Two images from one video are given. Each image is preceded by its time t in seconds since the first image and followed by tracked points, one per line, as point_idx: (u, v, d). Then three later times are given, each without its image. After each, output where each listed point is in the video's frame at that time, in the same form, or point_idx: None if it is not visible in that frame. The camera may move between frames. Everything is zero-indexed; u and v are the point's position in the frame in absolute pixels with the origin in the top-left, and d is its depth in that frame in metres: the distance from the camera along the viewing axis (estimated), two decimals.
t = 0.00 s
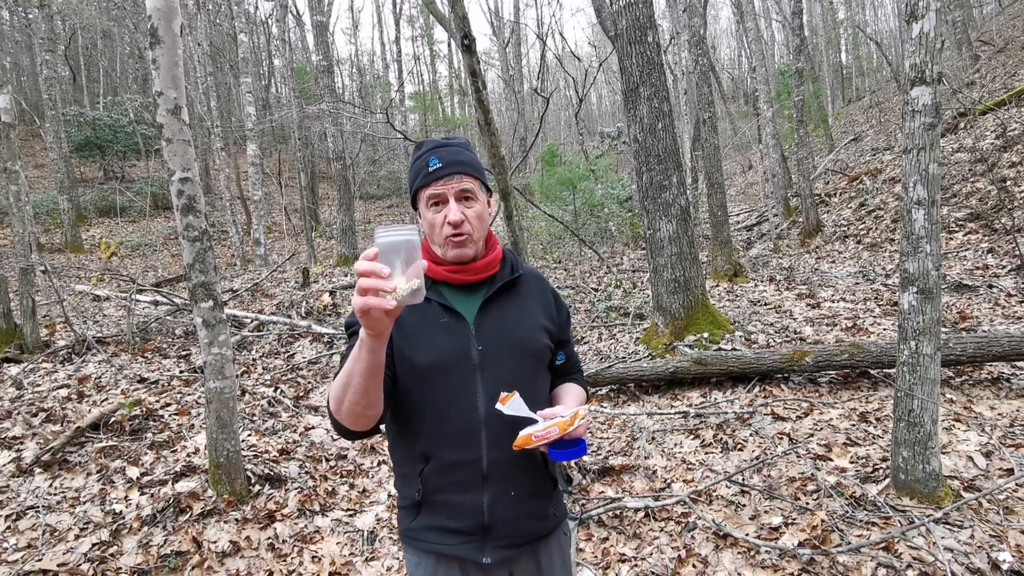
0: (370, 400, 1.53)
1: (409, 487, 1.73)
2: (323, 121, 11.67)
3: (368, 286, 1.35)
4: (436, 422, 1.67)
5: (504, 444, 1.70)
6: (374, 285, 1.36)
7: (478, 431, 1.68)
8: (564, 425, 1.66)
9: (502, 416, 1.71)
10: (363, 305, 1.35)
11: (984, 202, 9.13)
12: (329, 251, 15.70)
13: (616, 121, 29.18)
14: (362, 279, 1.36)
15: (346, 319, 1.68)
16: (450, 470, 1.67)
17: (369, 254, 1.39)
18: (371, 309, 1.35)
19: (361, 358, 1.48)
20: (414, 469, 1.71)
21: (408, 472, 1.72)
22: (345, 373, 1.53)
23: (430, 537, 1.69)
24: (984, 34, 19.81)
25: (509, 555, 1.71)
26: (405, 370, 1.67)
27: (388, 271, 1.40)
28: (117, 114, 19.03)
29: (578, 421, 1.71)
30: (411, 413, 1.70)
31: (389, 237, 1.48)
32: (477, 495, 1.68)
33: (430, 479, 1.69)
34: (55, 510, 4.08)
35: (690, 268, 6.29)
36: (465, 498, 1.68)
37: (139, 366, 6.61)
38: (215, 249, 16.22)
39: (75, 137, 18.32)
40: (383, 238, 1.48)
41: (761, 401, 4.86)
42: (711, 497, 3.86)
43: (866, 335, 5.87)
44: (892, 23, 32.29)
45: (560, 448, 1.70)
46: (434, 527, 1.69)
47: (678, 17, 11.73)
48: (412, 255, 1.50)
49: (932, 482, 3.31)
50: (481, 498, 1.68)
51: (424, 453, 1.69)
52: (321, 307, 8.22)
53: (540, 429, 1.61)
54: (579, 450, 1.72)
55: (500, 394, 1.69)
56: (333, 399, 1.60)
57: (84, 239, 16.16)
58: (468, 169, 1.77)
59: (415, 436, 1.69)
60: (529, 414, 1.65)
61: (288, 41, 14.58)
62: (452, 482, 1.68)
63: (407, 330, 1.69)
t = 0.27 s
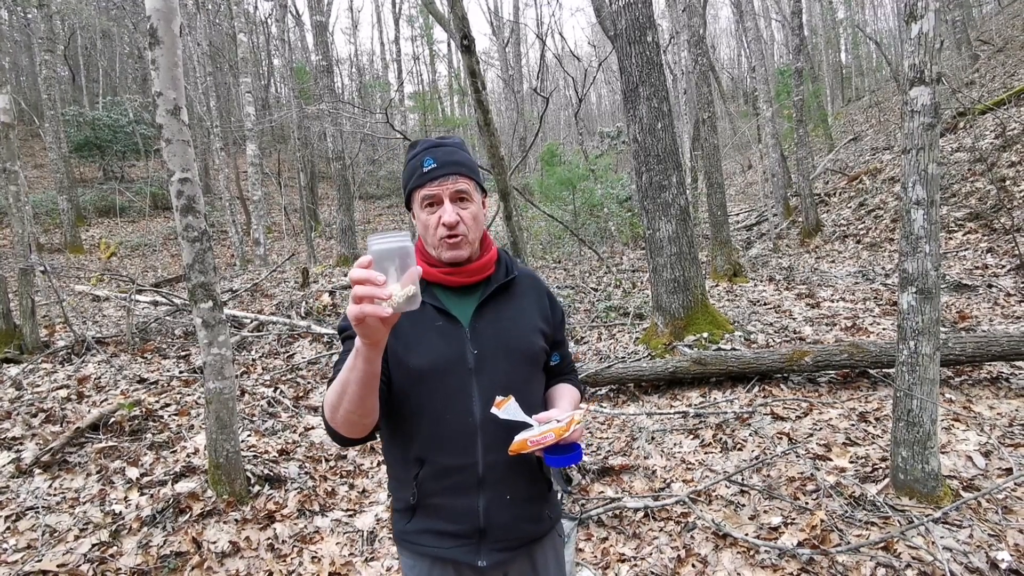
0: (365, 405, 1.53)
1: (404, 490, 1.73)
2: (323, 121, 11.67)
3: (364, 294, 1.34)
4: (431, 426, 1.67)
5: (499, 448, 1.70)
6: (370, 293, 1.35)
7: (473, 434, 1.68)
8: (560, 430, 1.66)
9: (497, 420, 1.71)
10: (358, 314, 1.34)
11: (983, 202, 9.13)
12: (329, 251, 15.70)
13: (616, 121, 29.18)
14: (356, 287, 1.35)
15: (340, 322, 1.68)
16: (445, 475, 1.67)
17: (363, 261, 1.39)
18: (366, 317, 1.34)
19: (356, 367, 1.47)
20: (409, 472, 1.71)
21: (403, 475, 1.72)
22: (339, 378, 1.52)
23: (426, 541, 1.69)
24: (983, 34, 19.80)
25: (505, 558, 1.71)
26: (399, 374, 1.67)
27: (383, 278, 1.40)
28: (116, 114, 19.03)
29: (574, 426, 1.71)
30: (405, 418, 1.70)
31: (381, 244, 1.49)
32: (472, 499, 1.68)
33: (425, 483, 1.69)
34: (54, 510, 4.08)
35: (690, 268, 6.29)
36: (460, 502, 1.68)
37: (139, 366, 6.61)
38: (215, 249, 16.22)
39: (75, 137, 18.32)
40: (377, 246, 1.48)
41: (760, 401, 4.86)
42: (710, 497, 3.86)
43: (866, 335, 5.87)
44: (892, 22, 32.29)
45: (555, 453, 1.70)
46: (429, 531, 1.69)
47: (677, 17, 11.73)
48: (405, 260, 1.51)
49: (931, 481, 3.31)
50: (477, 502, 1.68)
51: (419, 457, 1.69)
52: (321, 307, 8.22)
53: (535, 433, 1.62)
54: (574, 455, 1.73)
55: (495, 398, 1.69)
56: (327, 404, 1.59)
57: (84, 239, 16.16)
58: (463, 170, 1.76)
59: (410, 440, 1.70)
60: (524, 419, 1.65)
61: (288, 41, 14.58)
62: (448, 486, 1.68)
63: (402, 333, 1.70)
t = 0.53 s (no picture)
0: (358, 403, 1.53)
1: (399, 489, 1.73)
2: (322, 120, 11.66)
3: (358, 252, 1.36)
4: (427, 427, 1.67)
5: (494, 449, 1.70)
6: (364, 253, 1.36)
7: (469, 435, 1.68)
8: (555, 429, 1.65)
9: (493, 421, 1.71)
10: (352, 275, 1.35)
11: (983, 201, 9.13)
12: (328, 251, 15.69)
13: (616, 120, 29.18)
14: (352, 249, 1.36)
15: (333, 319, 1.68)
16: (440, 475, 1.67)
17: (361, 224, 1.40)
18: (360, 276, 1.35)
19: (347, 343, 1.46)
20: (404, 472, 1.70)
21: (398, 475, 1.72)
22: (331, 369, 1.52)
23: (420, 540, 1.69)
24: (983, 33, 19.79)
25: (500, 558, 1.72)
26: (394, 372, 1.67)
27: (379, 240, 1.40)
28: (115, 114, 19.01)
29: (569, 427, 1.70)
30: (401, 418, 1.69)
31: (378, 208, 1.47)
32: (467, 500, 1.68)
33: (420, 483, 1.69)
34: (54, 510, 4.07)
35: (689, 268, 6.29)
36: (455, 502, 1.68)
37: (138, 366, 6.60)
38: (214, 249, 16.22)
39: (74, 137, 18.30)
40: (372, 208, 1.47)
41: (760, 401, 4.86)
42: (709, 497, 3.86)
43: (865, 335, 5.87)
44: (892, 22, 32.29)
45: (550, 456, 1.69)
46: (423, 530, 1.69)
47: (677, 16, 11.72)
48: (401, 224, 1.51)
49: (931, 481, 3.31)
50: (471, 502, 1.68)
51: (414, 457, 1.69)
52: (320, 307, 8.21)
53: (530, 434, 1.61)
54: (569, 458, 1.70)
55: (490, 398, 1.69)
56: (319, 400, 1.59)
57: (83, 239, 16.14)
58: (456, 170, 1.75)
59: (405, 440, 1.69)
60: (519, 421, 1.64)
61: (287, 41, 14.56)
62: (443, 486, 1.68)
63: (397, 333, 1.69)
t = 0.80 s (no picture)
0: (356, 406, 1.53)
1: (396, 490, 1.73)
2: (322, 120, 11.65)
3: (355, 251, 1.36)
4: (425, 429, 1.67)
5: (492, 451, 1.71)
6: (361, 253, 1.37)
7: (466, 437, 1.68)
8: (553, 433, 1.65)
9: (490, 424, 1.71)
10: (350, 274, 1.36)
11: (982, 202, 9.14)
12: (328, 250, 15.68)
13: (616, 121, 29.19)
14: (350, 248, 1.36)
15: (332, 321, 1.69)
16: (438, 476, 1.68)
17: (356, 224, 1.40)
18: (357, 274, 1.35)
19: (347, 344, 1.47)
20: (401, 473, 1.71)
21: (396, 475, 1.73)
22: (330, 370, 1.53)
23: (417, 540, 1.69)
24: (982, 35, 19.83)
25: (495, 558, 1.72)
26: (391, 374, 1.67)
27: (376, 240, 1.41)
28: (116, 113, 19.00)
29: (566, 431, 1.70)
30: (399, 420, 1.70)
31: (374, 209, 1.48)
32: (464, 501, 1.69)
33: (417, 484, 1.69)
34: (53, 509, 4.07)
35: (689, 268, 6.30)
36: (452, 503, 1.69)
37: (138, 365, 6.60)
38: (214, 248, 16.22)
39: (74, 136, 18.29)
40: (369, 209, 1.48)
41: (759, 401, 4.87)
42: (708, 497, 3.86)
43: (864, 336, 5.88)
44: (891, 23, 32.34)
45: (546, 460, 1.69)
46: (420, 531, 1.70)
47: (677, 17, 11.74)
48: (397, 225, 1.51)
49: (929, 482, 3.32)
50: (468, 504, 1.69)
51: (412, 458, 1.69)
52: (320, 307, 8.21)
53: (526, 438, 1.61)
54: (564, 462, 1.69)
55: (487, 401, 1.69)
56: (318, 402, 1.60)
57: (83, 238, 16.13)
58: (454, 174, 1.76)
59: (403, 441, 1.70)
60: (516, 424, 1.65)
61: (288, 41, 14.55)
62: (440, 488, 1.68)
63: (396, 336, 1.70)
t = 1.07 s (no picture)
0: (356, 410, 1.53)
1: (395, 490, 1.73)
2: (322, 119, 11.65)
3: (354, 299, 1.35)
4: (424, 430, 1.67)
5: (491, 452, 1.71)
6: (360, 301, 1.35)
7: (465, 439, 1.68)
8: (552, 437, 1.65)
9: (489, 425, 1.71)
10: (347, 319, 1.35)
11: (982, 202, 9.14)
12: (328, 250, 15.68)
13: (616, 120, 29.19)
14: (347, 296, 1.35)
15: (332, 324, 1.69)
16: (437, 477, 1.68)
17: (355, 271, 1.38)
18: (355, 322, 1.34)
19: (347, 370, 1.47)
20: (400, 474, 1.70)
21: (395, 476, 1.72)
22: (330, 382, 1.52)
23: (415, 541, 1.69)
24: (983, 34, 19.83)
25: (494, 559, 1.72)
26: (390, 377, 1.66)
27: (375, 286, 1.40)
28: (115, 112, 18.99)
29: (565, 433, 1.69)
30: (398, 422, 1.69)
31: (375, 250, 1.46)
32: (463, 502, 1.69)
33: (416, 485, 1.69)
34: (52, 510, 4.07)
35: (689, 268, 6.30)
36: (451, 504, 1.68)
37: (138, 365, 6.60)
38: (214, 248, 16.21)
39: (74, 135, 18.27)
40: (369, 250, 1.46)
41: (759, 401, 4.86)
42: (708, 497, 3.86)
43: (864, 335, 5.87)
44: (892, 23, 32.35)
45: (544, 462, 1.69)
46: (418, 531, 1.69)
47: (677, 16, 11.73)
48: (397, 267, 1.49)
49: (929, 482, 3.32)
50: (467, 505, 1.69)
51: (411, 460, 1.69)
52: (320, 306, 8.21)
53: (525, 441, 1.61)
54: (563, 464, 1.69)
55: (486, 404, 1.69)
56: (319, 408, 1.60)
57: (82, 238, 16.13)
58: (455, 175, 1.76)
59: (402, 441, 1.69)
60: (514, 426, 1.65)
61: (288, 40, 14.54)
62: (438, 489, 1.68)
63: (395, 338, 1.69)
